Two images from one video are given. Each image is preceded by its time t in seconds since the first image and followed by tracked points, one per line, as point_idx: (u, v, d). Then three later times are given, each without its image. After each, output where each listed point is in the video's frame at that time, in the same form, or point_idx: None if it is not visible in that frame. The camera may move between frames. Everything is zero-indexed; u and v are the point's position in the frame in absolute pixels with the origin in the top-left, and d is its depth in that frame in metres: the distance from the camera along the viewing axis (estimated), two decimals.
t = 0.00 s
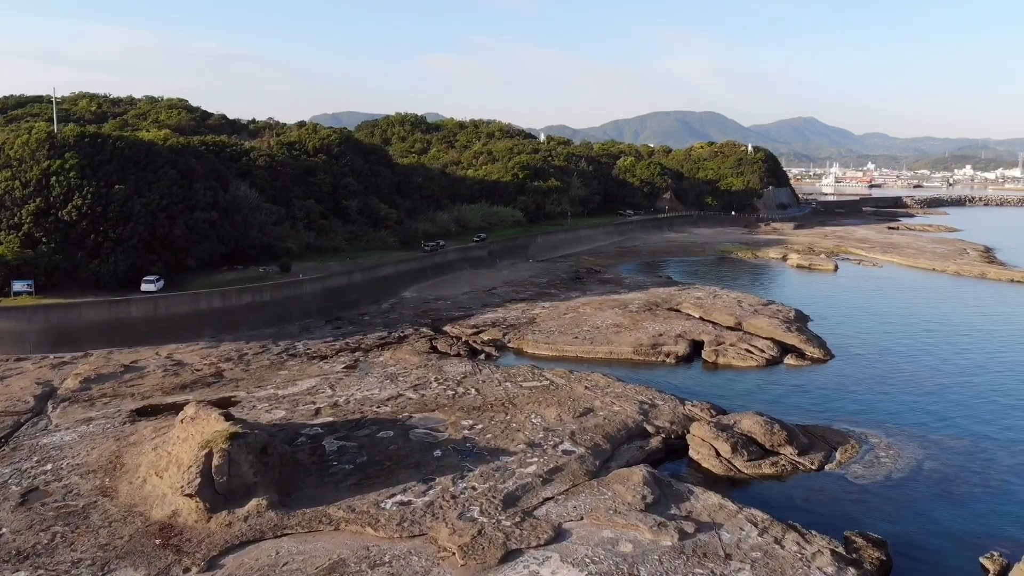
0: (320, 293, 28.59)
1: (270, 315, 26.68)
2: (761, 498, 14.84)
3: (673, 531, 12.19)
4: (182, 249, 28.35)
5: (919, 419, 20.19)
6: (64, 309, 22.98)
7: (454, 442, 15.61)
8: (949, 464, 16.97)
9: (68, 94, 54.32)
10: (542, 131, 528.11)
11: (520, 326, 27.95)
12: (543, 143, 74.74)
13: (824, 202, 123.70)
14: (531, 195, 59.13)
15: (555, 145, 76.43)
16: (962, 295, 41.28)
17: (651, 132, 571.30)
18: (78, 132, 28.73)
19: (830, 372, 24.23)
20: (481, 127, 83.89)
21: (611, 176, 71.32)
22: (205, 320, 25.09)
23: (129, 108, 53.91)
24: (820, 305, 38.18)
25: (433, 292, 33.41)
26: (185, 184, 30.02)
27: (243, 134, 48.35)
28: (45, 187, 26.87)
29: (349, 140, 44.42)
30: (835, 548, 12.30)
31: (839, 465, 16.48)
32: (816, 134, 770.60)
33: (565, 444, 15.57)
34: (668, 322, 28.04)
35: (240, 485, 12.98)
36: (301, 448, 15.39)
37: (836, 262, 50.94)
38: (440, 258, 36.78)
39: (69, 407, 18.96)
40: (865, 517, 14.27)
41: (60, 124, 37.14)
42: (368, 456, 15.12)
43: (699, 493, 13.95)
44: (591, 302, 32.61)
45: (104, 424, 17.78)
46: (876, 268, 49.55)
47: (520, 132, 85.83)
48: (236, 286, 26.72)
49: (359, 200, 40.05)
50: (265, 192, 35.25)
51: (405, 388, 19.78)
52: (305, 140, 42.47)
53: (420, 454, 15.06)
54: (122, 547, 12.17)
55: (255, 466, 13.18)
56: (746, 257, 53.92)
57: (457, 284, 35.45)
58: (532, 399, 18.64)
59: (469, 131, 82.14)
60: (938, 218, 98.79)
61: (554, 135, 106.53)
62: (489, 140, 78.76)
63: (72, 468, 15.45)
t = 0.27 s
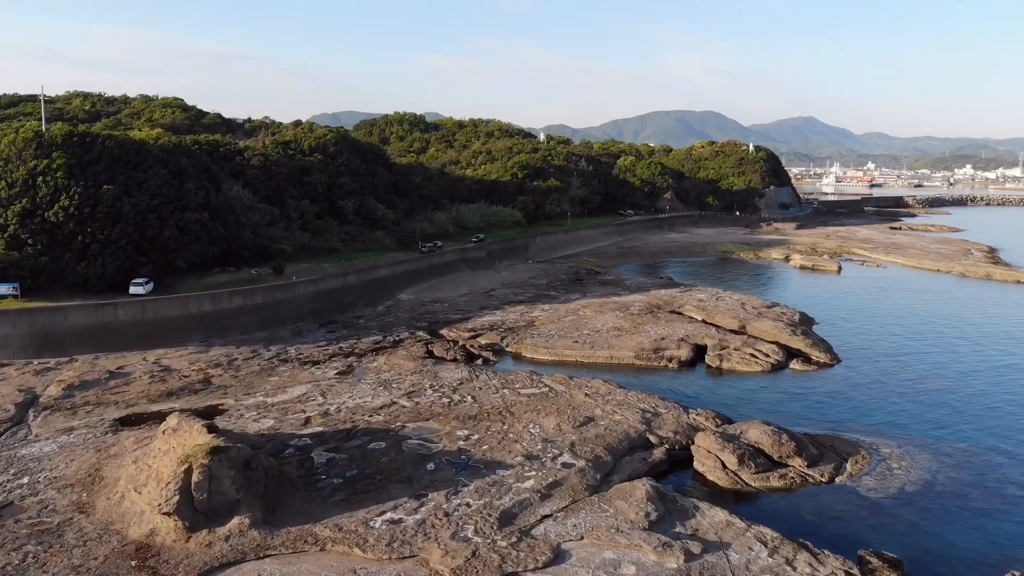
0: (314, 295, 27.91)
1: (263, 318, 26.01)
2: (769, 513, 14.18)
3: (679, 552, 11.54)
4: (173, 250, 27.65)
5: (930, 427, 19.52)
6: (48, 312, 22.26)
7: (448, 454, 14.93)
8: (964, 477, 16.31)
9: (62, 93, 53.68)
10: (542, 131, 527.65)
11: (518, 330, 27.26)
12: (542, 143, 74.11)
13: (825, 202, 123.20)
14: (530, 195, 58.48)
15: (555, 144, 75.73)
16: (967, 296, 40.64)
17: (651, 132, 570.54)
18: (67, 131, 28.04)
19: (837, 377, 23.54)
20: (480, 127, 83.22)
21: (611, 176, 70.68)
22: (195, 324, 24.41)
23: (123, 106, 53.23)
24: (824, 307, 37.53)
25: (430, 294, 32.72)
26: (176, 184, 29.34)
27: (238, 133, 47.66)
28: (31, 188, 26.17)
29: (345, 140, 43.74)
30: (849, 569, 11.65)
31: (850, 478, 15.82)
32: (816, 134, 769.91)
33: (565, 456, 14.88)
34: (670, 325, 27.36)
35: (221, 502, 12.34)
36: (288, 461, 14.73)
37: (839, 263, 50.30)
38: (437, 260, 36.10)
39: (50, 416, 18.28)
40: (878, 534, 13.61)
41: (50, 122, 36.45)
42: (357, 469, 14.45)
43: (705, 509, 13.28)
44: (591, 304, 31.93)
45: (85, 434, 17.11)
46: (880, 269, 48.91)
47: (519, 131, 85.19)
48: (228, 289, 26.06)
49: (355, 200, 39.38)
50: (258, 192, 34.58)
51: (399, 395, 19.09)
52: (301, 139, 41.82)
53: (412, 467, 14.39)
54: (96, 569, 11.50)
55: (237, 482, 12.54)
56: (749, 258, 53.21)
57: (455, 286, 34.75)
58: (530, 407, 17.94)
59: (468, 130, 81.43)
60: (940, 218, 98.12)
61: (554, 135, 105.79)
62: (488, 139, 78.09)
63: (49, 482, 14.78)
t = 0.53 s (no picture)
0: (307, 298, 27.20)
1: (254, 322, 25.28)
2: (779, 532, 13.47)
3: None
4: (162, 252, 26.91)
5: (944, 436, 18.81)
6: (31, 317, 21.49)
7: (442, 469, 14.21)
8: (981, 490, 15.60)
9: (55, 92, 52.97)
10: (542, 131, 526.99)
11: (517, 334, 26.53)
12: (542, 143, 73.43)
13: (827, 202, 122.52)
14: (529, 195, 57.80)
15: (554, 144, 74.97)
16: (974, 299, 39.95)
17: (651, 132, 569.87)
18: (53, 130, 27.30)
19: (845, 384, 22.80)
20: (479, 126, 82.54)
21: (611, 176, 69.97)
22: (184, 329, 23.69)
23: (117, 106, 52.51)
24: (828, 309, 36.83)
25: (426, 297, 31.99)
26: (166, 184, 28.61)
27: (233, 133, 46.91)
28: (16, 188, 25.42)
29: (342, 139, 43.02)
30: None
31: (862, 492, 15.12)
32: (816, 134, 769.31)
33: (564, 470, 14.17)
34: (673, 329, 26.63)
35: (200, 522, 11.64)
36: (273, 477, 14.03)
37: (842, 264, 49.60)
38: (434, 262, 35.36)
39: (29, 426, 17.56)
40: (894, 554, 12.92)
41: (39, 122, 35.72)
42: (346, 485, 13.74)
43: (712, 527, 12.57)
44: (591, 307, 31.20)
45: (64, 446, 16.39)
46: (884, 270, 48.21)
47: (518, 131, 84.52)
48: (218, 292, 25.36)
49: (350, 201, 38.66)
50: (251, 192, 33.87)
51: (392, 404, 18.35)
52: (296, 139, 41.14)
53: (404, 483, 13.68)
54: None
55: (217, 501, 11.85)
56: (751, 259, 52.46)
57: (453, 288, 34.02)
58: (528, 416, 17.20)
59: (467, 130, 80.66)
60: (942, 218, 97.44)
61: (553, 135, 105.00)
62: (487, 139, 77.40)
63: (22, 499, 14.05)
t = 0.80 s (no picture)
0: (299, 302, 26.48)
1: (244, 327, 24.55)
2: (791, 553, 12.75)
3: None
4: (151, 255, 26.16)
5: (959, 447, 18.08)
6: (13, 323, 20.73)
7: (435, 485, 13.51)
8: (1001, 506, 14.89)
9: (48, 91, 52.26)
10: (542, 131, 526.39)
11: (515, 338, 25.78)
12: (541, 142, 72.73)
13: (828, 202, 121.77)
14: (529, 195, 57.09)
15: (554, 144, 74.24)
16: (981, 301, 39.22)
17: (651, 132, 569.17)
18: (39, 130, 26.55)
19: (854, 391, 22.07)
20: (479, 126, 81.83)
21: (611, 176, 69.24)
22: (171, 334, 22.97)
23: (111, 105, 51.80)
24: (834, 311, 36.10)
25: (423, 299, 31.23)
26: (155, 185, 27.89)
27: (227, 132, 46.17)
28: None
29: (338, 139, 42.29)
30: None
31: (877, 509, 14.40)
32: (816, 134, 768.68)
33: (564, 487, 13.45)
34: (676, 334, 25.87)
35: (175, 547, 10.93)
36: (257, 495, 13.32)
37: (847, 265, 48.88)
38: (431, 264, 34.62)
39: (6, 438, 16.83)
40: None
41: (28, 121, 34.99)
42: (333, 503, 13.02)
43: (720, 549, 11.86)
44: (592, 310, 30.47)
45: (40, 459, 15.66)
46: (889, 272, 47.49)
47: (518, 130, 83.82)
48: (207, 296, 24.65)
49: (346, 202, 37.92)
50: (244, 193, 33.15)
51: (385, 414, 17.62)
52: (291, 138, 40.44)
53: (394, 502, 12.96)
54: None
55: (194, 523, 11.14)
56: (753, 260, 51.74)
57: (450, 290, 33.28)
58: (527, 427, 16.46)
59: (465, 129, 79.91)
60: (945, 218, 96.80)
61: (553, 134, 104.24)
62: (487, 138, 76.72)
63: None
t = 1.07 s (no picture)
0: (292, 305, 25.69)
1: (234, 332, 23.78)
2: None
3: None
4: (139, 257, 25.38)
5: (975, 458, 17.35)
6: None
7: (428, 504, 12.77)
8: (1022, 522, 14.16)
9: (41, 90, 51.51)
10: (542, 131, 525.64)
11: (514, 343, 25.02)
12: (541, 142, 72.02)
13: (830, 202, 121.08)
14: (528, 195, 56.34)
15: (554, 143, 73.45)
16: (989, 303, 38.49)
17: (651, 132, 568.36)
18: (25, 128, 25.79)
19: (864, 398, 21.33)
20: (478, 125, 81.08)
21: (612, 176, 68.49)
22: (159, 339, 22.21)
23: (104, 104, 51.04)
24: (839, 314, 35.36)
25: (420, 302, 30.44)
26: (144, 185, 27.13)
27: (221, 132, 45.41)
28: None
29: (334, 139, 41.56)
30: None
31: (893, 527, 13.67)
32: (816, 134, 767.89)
33: (564, 505, 12.71)
34: (679, 338, 25.11)
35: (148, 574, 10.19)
36: (239, 515, 12.59)
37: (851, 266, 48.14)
38: (428, 265, 33.85)
39: None
40: None
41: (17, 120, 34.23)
42: (320, 523, 12.29)
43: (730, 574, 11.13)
44: (593, 314, 29.70)
45: (14, 473, 14.90)
46: (894, 273, 46.76)
47: (518, 130, 83.07)
48: (196, 300, 23.89)
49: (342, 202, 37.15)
50: (237, 194, 32.39)
51: (377, 424, 16.85)
52: (286, 138, 39.72)
53: (384, 522, 12.22)
54: None
55: (168, 548, 10.42)
56: (756, 261, 51.00)
57: (447, 292, 32.50)
58: (525, 439, 15.70)
59: (465, 129, 79.14)
60: (948, 219, 96.11)
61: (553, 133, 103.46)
62: (486, 138, 75.99)
63: None
